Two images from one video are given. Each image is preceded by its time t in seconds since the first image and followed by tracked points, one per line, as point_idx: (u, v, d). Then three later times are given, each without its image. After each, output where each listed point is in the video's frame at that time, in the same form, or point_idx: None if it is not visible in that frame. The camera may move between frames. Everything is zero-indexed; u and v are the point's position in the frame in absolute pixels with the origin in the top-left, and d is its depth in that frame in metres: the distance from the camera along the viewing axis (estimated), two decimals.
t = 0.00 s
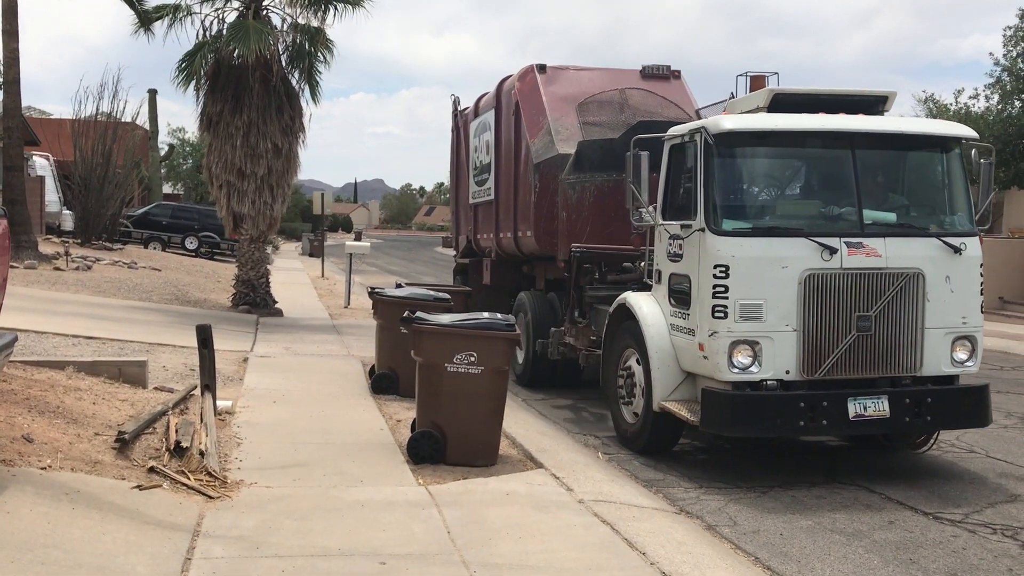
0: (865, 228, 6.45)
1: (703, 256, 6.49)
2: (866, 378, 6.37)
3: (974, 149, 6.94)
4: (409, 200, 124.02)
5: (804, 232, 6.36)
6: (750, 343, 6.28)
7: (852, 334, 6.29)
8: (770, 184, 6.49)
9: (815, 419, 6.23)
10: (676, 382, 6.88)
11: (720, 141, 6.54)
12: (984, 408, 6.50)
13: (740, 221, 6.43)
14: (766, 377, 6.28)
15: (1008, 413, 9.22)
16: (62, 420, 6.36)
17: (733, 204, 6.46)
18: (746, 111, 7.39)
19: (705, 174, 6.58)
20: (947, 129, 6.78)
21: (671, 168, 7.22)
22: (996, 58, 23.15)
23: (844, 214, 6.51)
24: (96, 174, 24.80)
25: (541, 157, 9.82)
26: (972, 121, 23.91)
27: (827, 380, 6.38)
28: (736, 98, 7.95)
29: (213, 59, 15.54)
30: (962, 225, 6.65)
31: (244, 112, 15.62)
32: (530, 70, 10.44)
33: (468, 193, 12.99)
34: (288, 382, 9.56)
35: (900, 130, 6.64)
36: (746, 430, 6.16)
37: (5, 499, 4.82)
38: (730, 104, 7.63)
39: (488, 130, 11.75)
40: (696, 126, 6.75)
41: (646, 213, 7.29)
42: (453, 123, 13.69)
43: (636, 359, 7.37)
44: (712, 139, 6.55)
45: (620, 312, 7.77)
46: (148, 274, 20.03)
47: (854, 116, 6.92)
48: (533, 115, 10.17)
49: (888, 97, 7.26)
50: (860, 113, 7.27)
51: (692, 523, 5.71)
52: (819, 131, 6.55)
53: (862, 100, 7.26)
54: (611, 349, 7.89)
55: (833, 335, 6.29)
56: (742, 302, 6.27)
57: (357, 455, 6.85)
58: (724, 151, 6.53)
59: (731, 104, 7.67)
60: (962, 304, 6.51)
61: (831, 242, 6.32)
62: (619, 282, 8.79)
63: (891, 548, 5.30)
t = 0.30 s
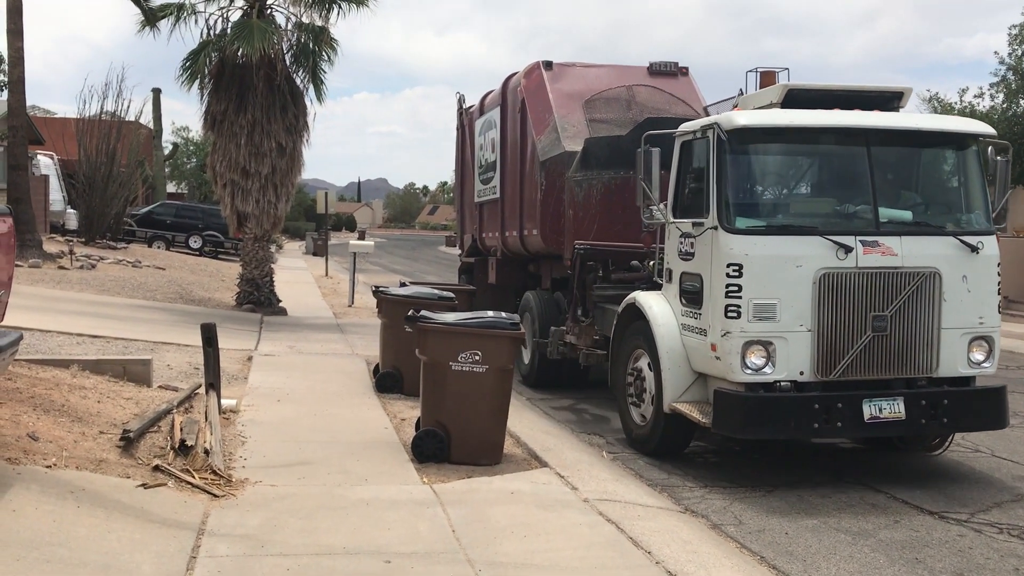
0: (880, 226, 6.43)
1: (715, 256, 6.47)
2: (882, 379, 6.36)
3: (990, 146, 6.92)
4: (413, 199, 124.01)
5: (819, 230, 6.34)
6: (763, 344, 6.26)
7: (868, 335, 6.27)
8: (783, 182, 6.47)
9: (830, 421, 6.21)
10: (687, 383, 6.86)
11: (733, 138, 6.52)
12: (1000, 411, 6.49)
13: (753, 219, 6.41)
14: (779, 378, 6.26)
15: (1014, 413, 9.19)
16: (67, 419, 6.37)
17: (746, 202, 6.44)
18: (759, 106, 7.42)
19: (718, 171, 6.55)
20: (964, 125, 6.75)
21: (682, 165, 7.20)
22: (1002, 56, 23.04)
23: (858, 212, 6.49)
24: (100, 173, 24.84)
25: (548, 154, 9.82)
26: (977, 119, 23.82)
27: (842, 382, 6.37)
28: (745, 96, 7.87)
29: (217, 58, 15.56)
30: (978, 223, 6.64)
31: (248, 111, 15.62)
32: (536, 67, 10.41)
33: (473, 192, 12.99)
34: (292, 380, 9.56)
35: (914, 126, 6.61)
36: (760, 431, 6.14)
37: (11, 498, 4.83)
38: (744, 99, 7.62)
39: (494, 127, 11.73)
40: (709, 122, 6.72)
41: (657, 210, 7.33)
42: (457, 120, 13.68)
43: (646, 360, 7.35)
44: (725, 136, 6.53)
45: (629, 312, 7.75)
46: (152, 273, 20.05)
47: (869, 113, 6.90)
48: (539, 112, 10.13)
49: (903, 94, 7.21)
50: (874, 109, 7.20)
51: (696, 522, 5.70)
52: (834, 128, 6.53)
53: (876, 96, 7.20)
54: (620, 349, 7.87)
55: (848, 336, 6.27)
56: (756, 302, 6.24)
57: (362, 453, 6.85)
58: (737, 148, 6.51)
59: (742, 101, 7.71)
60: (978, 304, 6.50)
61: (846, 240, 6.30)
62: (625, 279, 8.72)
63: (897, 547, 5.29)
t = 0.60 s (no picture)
0: (904, 224, 6.31)
1: (734, 255, 6.34)
2: (905, 382, 6.20)
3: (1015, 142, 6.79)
4: (417, 197, 124.05)
5: (841, 228, 6.21)
6: (784, 346, 6.12)
7: (891, 336, 6.11)
8: (804, 179, 6.33)
9: (852, 424, 6.05)
10: (704, 386, 6.74)
11: (752, 134, 6.40)
12: None
13: (773, 216, 6.28)
14: (801, 381, 6.11)
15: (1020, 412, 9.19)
16: (74, 416, 6.38)
17: (765, 199, 6.32)
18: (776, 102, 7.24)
19: (737, 168, 6.44)
20: (990, 121, 6.62)
21: (699, 163, 7.11)
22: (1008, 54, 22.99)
23: (881, 209, 6.36)
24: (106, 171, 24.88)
25: (558, 150, 9.76)
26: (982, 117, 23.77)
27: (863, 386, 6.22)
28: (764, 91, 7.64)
29: (223, 56, 15.57)
30: (1004, 221, 6.51)
31: (253, 108, 15.64)
32: (546, 62, 10.42)
33: (480, 189, 12.99)
34: (297, 378, 9.58)
35: (938, 121, 6.49)
36: (781, 436, 5.97)
37: (17, 494, 4.84)
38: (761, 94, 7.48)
39: (502, 124, 11.72)
40: (727, 117, 6.61)
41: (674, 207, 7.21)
42: (464, 117, 13.67)
43: (660, 361, 7.23)
44: (744, 132, 6.42)
45: (644, 313, 7.62)
46: (157, 270, 20.09)
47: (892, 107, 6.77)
48: (549, 107, 10.12)
49: (925, 88, 7.19)
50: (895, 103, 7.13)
51: (702, 521, 5.70)
52: (857, 123, 6.39)
53: (897, 90, 7.16)
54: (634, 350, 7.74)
55: (871, 337, 6.12)
56: (776, 302, 6.11)
57: (368, 451, 6.86)
58: (756, 144, 6.39)
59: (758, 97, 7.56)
60: (1004, 304, 6.36)
61: (869, 239, 6.17)
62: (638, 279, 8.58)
63: (902, 546, 5.29)
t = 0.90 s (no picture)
0: (936, 221, 6.05)
1: (759, 251, 6.07)
2: (934, 385, 5.94)
3: None
4: (420, 192, 124.08)
5: (870, 225, 5.96)
6: (811, 347, 5.86)
7: (921, 337, 5.86)
8: (833, 173, 6.08)
9: (880, 429, 5.78)
10: (725, 387, 6.47)
11: (779, 126, 6.14)
12: None
13: (800, 212, 6.02)
14: (827, 384, 5.86)
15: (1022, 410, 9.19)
16: (77, 409, 6.40)
17: (792, 194, 6.05)
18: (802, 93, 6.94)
19: (762, 161, 6.17)
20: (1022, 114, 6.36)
21: (720, 155, 6.85)
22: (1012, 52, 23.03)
23: (911, 205, 6.10)
24: (110, 165, 24.92)
25: (568, 145, 9.72)
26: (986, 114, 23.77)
27: (889, 389, 5.96)
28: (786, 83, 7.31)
29: (227, 50, 15.55)
30: None
31: (257, 103, 15.64)
32: (556, 54, 10.38)
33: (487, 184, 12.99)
34: (301, 373, 9.59)
35: (969, 115, 6.25)
36: (804, 440, 5.73)
37: (21, 487, 4.85)
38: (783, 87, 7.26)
39: (510, 118, 11.67)
40: (751, 109, 6.35)
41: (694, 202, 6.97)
42: (470, 110, 13.65)
43: (677, 362, 6.98)
44: (771, 124, 6.15)
45: (660, 311, 7.35)
46: (161, 265, 20.13)
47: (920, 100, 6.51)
48: (559, 101, 10.08)
49: (956, 80, 6.80)
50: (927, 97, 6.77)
51: (704, 517, 5.70)
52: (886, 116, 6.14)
53: (929, 84, 6.77)
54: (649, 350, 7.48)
55: (901, 339, 5.87)
56: (803, 301, 5.86)
57: (371, 446, 6.87)
58: (783, 137, 6.12)
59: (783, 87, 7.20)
60: None
61: (899, 236, 5.92)
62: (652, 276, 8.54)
63: (904, 543, 5.29)
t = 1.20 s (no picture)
0: (964, 215, 5.80)
1: (780, 246, 5.82)
2: (962, 386, 5.70)
3: None
4: (422, 186, 124.09)
5: (897, 218, 5.70)
6: (834, 346, 5.62)
7: (950, 336, 5.61)
8: (857, 164, 5.82)
9: (906, 431, 5.53)
10: (744, 388, 6.20)
11: (801, 115, 5.87)
12: None
13: (824, 206, 5.76)
14: (852, 384, 5.62)
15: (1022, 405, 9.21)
16: (79, 400, 6.41)
17: (815, 186, 5.80)
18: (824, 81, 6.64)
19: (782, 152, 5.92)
20: None
21: (738, 146, 6.57)
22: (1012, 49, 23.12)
23: (939, 198, 5.85)
24: (112, 157, 24.93)
25: (576, 138, 9.59)
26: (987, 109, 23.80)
27: (915, 390, 5.71)
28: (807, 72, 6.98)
29: (229, 43, 15.53)
30: None
31: (259, 96, 15.63)
32: (564, 45, 10.32)
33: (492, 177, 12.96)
34: (301, 364, 9.61)
35: (998, 104, 5.99)
36: (828, 442, 5.50)
37: (23, 477, 4.87)
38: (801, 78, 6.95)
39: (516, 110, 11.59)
40: (772, 97, 6.07)
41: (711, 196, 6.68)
42: (475, 101, 13.64)
43: (694, 361, 6.72)
44: (793, 113, 5.88)
45: (675, 309, 7.10)
46: (162, 257, 20.17)
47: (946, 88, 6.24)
48: (567, 93, 9.99)
49: (984, 69, 6.49)
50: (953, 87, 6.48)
51: (704, 510, 5.71)
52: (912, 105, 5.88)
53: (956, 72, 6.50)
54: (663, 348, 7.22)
55: (928, 337, 5.62)
56: (826, 298, 5.61)
57: (372, 438, 6.88)
58: (806, 127, 5.86)
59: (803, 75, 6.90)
60: None
61: (927, 230, 5.66)
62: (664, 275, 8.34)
63: (903, 536, 5.31)
